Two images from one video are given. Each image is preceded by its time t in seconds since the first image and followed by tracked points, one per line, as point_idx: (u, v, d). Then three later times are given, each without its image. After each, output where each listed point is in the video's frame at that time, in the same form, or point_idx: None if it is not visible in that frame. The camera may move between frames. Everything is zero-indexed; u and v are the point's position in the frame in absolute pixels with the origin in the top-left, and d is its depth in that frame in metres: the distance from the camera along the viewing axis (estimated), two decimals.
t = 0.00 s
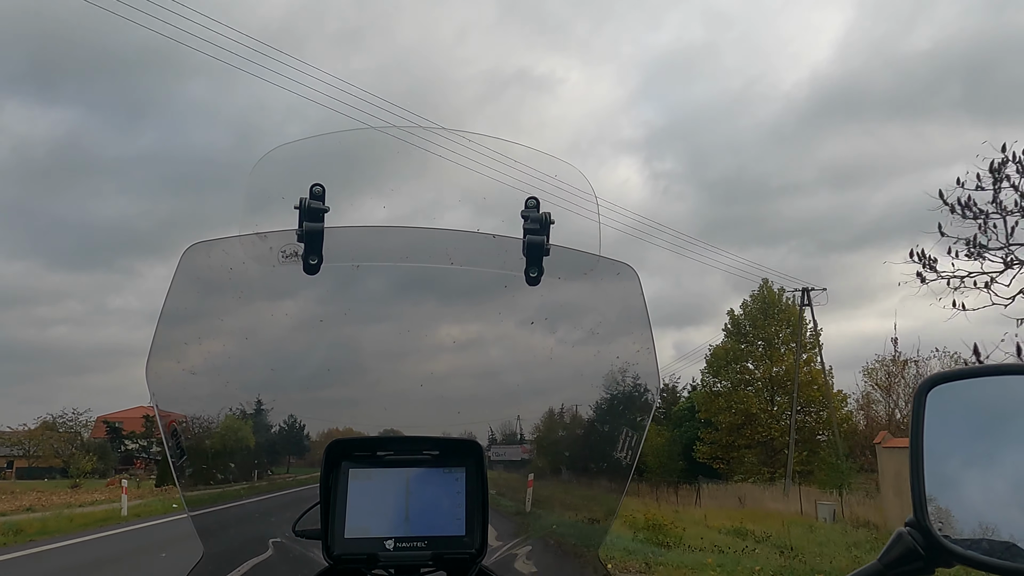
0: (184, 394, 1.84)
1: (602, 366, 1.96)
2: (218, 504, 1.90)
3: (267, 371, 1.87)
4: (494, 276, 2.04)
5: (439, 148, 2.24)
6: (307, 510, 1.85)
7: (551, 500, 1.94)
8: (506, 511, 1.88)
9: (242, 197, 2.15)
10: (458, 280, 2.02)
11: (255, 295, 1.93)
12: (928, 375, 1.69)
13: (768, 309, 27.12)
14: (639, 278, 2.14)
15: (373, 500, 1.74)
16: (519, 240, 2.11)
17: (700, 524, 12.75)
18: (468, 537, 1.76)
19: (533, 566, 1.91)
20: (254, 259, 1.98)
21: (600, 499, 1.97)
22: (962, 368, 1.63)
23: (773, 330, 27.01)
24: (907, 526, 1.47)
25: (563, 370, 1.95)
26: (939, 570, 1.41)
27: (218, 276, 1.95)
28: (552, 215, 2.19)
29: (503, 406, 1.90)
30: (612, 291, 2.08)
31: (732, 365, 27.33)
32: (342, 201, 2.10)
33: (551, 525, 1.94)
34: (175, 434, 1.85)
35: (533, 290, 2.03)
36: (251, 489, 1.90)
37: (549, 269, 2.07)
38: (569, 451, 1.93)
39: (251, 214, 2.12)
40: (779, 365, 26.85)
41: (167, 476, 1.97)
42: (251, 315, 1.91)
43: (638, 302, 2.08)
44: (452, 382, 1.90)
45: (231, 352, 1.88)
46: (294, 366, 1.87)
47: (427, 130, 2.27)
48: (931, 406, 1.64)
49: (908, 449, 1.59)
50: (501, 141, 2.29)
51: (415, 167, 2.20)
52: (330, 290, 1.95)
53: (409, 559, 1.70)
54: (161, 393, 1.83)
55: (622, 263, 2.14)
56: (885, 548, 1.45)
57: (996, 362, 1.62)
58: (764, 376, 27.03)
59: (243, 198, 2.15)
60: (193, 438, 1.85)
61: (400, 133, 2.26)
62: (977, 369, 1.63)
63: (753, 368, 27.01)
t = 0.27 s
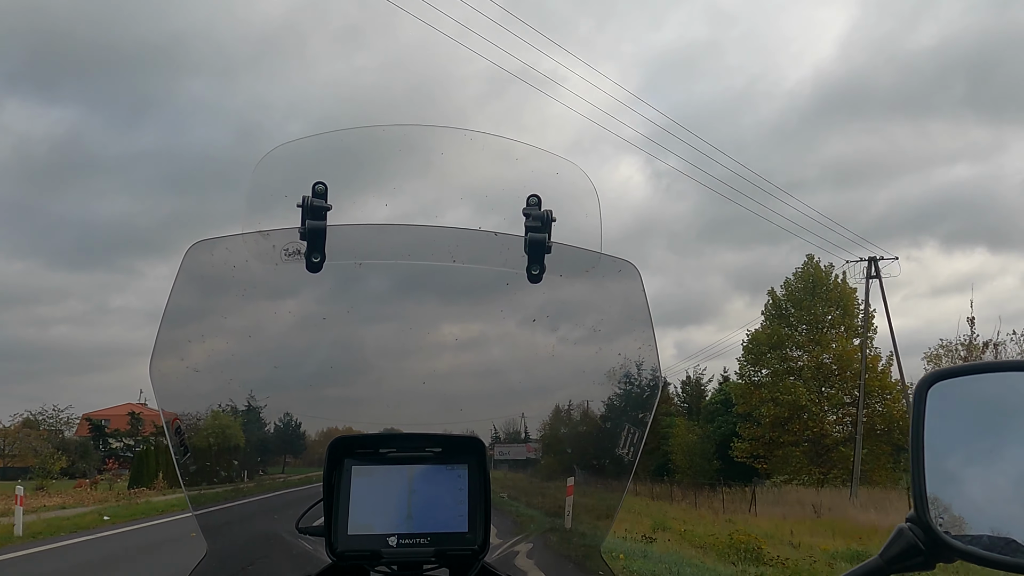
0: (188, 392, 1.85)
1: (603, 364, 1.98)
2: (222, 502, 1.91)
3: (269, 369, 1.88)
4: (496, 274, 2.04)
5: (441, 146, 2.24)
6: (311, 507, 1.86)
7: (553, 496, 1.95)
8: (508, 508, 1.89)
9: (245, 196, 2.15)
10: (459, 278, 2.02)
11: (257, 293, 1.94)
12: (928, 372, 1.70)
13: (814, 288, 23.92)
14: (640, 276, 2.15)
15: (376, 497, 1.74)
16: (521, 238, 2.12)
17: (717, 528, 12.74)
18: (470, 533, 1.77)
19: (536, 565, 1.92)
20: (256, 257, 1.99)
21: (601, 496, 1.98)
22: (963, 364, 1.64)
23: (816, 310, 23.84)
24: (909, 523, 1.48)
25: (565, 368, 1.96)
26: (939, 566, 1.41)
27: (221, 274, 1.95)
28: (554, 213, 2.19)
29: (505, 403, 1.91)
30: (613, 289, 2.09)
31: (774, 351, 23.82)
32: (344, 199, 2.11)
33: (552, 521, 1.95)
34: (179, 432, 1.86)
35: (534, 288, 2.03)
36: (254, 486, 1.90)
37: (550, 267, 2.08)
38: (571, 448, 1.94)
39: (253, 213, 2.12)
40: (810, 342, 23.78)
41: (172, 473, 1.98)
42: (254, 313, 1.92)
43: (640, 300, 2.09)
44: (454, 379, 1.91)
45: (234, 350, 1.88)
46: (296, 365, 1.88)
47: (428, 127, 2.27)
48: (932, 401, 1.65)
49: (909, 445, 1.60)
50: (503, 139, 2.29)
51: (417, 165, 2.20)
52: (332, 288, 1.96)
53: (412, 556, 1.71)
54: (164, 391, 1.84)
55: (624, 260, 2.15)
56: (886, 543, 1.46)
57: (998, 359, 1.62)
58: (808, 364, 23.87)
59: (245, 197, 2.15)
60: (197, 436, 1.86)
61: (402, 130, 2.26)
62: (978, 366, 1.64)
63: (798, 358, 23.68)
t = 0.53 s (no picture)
0: (189, 392, 1.86)
1: (604, 364, 1.98)
2: (223, 502, 1.92)
3: (269, 370, 1.88)
4: (496, 274, 2.04)
5: (441, 147, 2.25)
6: (311, 508, 1.86)
7: (553, 496, 1.95)
8: (509, 509, 1.89)
9: (246, 197, 2.16)
10: (460, 279, 2.02)
11: (258, 293, 1.94)
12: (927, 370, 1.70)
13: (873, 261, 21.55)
14: (640, 276, 2.15)
15: (377, 497, 1.75)
16: (521, 238, 2.12)
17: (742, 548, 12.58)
18: (471, 533, 1.78)
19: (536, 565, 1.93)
20: (257, 258, 1.99)
21: (602, 496, 1.98)
22: (964, 362, 1.64)
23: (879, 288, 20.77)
24: (908, 520, 1.47)
25: (565, 368, 1.96)
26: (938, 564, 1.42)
27: (222, 275, 1.96)
28: (554, 213, 2.19)
29: (506, 403, 1.91)
30: (614, 289, 2.09)
31: (829, 334, 20.28)
32: (345, 200, 2.11)
33: (553, 522, 1.96)
34: (180, 433, 1.86)
35: (535, 288, 2.03)
36: (255, 487, 1.91)
37: (551, 267, 2.08)
38: (571, 448, 1.94)
39: (254, 214, 2.13)
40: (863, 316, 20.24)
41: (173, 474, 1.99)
42: (255, 313, 1.92)
43: (640, 301, 2.09)
44: (455, 379, 1.91)
45: (235, 351, 1.89)
46: (298, 365, 1.88)
47: (429, 128, 2.28)
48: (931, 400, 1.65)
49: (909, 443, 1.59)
50: (503, 139, 2.29)
51: (417, 166, 2.21)
52: (333, 288, 1.96)
53: (412, 556, 1.72)
54: (166, 392, 1.85)
55: (625, 261, 2.15)
56: (884, 542, 1.45)
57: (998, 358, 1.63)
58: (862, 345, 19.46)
59: (246, 198, 2.15)
60: (197, 437, 1.86)
61: (402, 131, 2.26)
62: (979, 364, 1.64)
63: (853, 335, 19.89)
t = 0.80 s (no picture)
0: (192, 396, 1.86)
1: (608, 367, 1.97)
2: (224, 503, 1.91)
3: (272, 374, 1.88)
4: (498, 276, 2.04)
5: (444, 149, 2.24)
6: (315, 511, 1.87)
7: (557, 498, 1.95)
8: (511, 510, 1.89)
9: (248, 200, 2.16)
10: (462, 281, 2.02)
11: (261, 297, 1.95)
12: (932, 372, 1.69)
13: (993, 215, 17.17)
14: (643, 278, 2.14)
15: (380, 501, 1.74)
16: (524, 241, 2.11)
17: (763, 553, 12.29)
18: (475, 537, 1.77)
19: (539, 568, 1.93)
20: (260, 261, 1.99)
21: (606, 499, 1.97)
22: (968, 365, 1.62)
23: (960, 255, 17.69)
24: (914, 524, 1.47)
25: (568, 371, 1.96)
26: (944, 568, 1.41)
27: (224, 278, 1.96)
28: (557, 216, 2.19)
29: (508, 406, 1.91)
30: (616, 292, 2.09)
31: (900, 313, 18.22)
32: (347, 203, 2.11)
33: (556, 524, 1.95)
34: (183, 437, 1.86)
35: (538, 291, 2.03)
36: (255, 489, 1.89)
37: (553, 270, 2.08)
38: (575, 451, 1.94)
39: (256, 217, 2.12)
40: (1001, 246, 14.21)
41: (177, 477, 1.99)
42: (257, 316, 1.92)
43: (643, 303, 2.09)
44: (458, 381, 1.91)
45: (238, 354, 1.89)
46: (300, 368, 1.88)
47: (431, 130, 2.27)
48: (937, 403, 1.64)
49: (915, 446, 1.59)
50: (506, 141, 2.29)
51: (419, 168, 2.20)
52: (335, 291, 1.96)
53: (416, 560, 1.71)
54: (169, 395, 1.85)
55: (628, 263, 2.15)
56: (891, 545, 1.45)
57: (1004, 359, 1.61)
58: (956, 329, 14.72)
59: (249, 201, 2.15)
60: (200, 441, 1.87)
61: (404, 133, 2.26)
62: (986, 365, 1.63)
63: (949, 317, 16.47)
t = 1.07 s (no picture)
0: (196, 396, 1.86)
1: (612, 366, 1.97)
2: (228, 502, 1.92)
3: (275, 373, 1.88)
4: (502, 276, 2.04)
5: (446, 149, 2.24)
6: (319, 512, 1.86)
7: (559, 498, 1.95)
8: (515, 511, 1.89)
9: (251, 200, 2.16)
10: (465, 281, 2.02)
11: (264, 297, 1.95)
12: (939, 370, 1.67)
13: None
14: (647, 278, 2.14)
15: (385, 502, 1.74)
16: (527, 241, 2.11)
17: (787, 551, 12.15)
18: (479, 536, 1.77)
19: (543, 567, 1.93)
20: (263, 261, 1.99)
21: (608, 499, 1.97)
22: (975, 364, 1.61)
23: None
24: (920, 521, 1.47)
25: (571, 369, 1.95)
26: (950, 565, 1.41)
27: (230, 278, 1.96)
28: (559, 215, 2.19)
29: (513, 405, 1.91)
30: (621, 291, 2.09)
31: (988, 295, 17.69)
32: (350, 203, 2.11)
33: (560, 523, 1.96)
34: (187, 437, 1.86)
35: (541, 290, 2.03)
36: (258, 487, 1.90)
37: (558, 269, 2.08)
38: (579, 450, 1.94)
39: (259, 217, 2.12)
40: None
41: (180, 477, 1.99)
42: (261, 316, 1.92)
43: (647, 302, 2.09)
44: (462, 380, 1.91)
45: (241, 354, 1.89)
46: (304, 367, 1.88)
47: (434, 130, 2.27)
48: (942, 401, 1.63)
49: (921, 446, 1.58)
50: (509, 141, 2.28)
51: (422, 168, 2.20)
52: (338, 292, 1.96)
53: (420, 560, 1.71)
54: (172, 395, 1.85)
55: (631, 262, 2.15)
56: (897, 543, 1.45)
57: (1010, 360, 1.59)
58: None
59: (251, 201, 2.15)
60: (205, 440, 1.87)
61: (407, 133, 2.26)
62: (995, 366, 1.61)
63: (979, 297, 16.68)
